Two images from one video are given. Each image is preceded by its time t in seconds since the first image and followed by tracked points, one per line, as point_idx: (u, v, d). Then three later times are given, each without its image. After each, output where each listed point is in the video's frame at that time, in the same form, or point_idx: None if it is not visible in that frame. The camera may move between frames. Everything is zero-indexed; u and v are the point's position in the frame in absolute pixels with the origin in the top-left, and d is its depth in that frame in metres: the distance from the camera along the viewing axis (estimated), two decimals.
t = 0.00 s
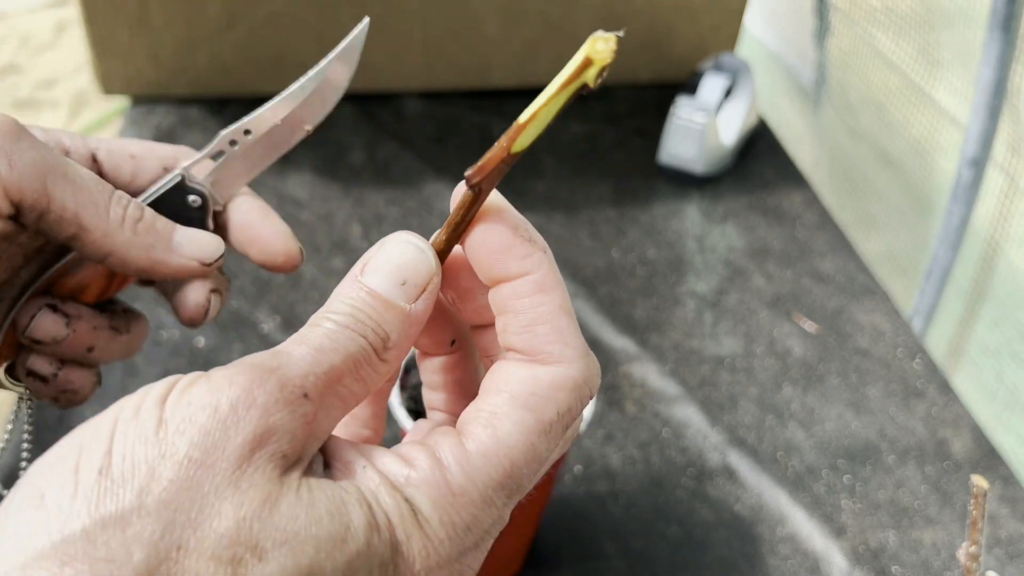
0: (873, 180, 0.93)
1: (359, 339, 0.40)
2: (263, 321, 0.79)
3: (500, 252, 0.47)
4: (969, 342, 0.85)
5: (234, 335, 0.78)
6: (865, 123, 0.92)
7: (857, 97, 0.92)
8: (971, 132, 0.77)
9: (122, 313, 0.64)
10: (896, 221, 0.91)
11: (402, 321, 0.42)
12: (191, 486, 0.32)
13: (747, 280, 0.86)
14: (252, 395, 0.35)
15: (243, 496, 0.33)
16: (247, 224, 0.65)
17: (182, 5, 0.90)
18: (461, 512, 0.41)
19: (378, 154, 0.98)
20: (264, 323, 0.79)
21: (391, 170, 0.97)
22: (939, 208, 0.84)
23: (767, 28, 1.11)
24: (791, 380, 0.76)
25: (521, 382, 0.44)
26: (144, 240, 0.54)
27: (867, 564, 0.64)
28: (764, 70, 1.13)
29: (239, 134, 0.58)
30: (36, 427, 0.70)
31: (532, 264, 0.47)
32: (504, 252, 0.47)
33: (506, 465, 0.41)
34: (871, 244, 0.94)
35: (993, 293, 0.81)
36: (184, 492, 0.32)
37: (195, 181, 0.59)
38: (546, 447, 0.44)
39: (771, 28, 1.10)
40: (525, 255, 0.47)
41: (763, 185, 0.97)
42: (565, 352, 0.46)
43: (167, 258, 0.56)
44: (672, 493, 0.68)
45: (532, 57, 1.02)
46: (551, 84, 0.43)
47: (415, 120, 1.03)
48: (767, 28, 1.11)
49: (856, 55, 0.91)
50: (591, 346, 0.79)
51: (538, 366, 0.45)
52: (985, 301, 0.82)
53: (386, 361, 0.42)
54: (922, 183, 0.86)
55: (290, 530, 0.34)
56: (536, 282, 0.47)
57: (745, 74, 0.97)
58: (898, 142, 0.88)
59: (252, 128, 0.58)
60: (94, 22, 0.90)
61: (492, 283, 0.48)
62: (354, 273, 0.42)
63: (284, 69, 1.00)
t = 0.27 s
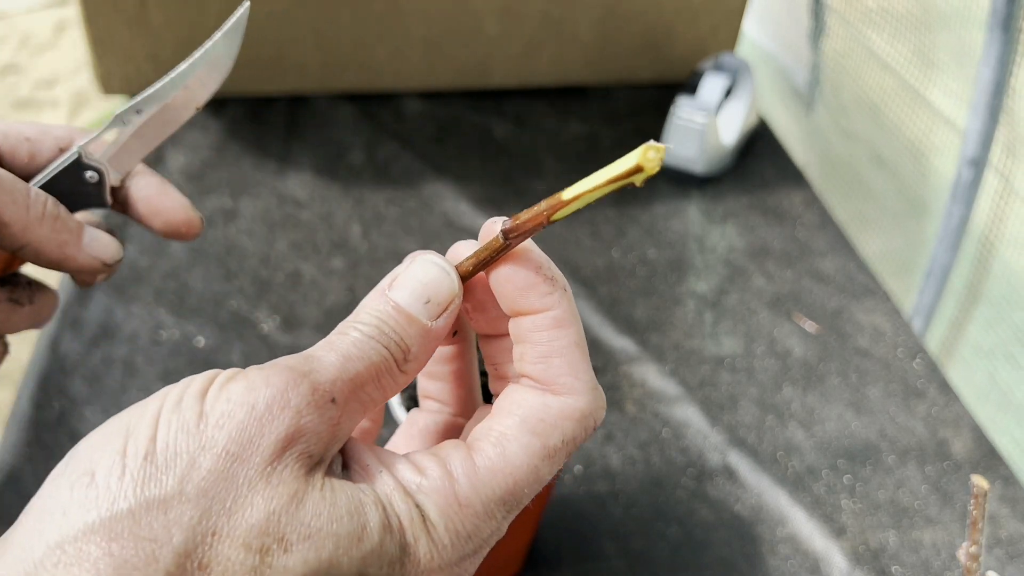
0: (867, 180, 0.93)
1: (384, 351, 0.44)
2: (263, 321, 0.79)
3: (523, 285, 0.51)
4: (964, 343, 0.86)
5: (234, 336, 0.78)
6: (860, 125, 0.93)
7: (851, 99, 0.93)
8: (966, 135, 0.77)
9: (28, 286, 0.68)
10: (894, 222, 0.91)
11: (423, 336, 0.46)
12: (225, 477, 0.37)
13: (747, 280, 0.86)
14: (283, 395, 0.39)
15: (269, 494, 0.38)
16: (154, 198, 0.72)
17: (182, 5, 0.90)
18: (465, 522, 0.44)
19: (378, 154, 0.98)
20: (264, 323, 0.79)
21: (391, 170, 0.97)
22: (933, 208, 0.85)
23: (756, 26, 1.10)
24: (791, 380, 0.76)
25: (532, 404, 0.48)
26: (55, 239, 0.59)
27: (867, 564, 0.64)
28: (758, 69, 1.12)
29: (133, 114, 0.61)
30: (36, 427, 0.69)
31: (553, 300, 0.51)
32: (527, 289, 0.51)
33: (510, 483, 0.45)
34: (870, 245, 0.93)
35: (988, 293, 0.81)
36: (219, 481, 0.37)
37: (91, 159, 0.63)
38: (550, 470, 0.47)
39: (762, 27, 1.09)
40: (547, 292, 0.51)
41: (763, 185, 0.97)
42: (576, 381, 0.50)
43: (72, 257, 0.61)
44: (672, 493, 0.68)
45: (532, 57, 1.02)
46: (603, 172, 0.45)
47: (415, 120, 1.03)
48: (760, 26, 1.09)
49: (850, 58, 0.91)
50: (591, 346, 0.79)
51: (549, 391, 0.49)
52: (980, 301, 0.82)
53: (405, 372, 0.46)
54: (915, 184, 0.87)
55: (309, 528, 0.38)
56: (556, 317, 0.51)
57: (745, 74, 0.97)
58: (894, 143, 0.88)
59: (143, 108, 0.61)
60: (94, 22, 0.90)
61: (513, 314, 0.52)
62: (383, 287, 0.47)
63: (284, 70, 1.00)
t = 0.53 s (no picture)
0: (868, 180, 0.93)
1: (397, 373, 0.46)
2: (263, 321, 0.79)
3: (543, 314, 0.53)
4: (969, 344, 0.85)
5: (234, 335, 0.78)
6: (861, 125, 0.93)
7: (851, 99, 0.93)
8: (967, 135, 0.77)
9: (19, 279, 0.68)
10: (896, 222, 0.91)
11: (434, 357, 0.48)
12: (234, 498, 0.38)
13: (747, 280, 0.86)
14: (296, 416, 0.40)
15: (279, 517, 0.39)
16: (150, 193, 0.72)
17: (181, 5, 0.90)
18: (472, 551, 0.46)
19: (378, 154, 0.98)
20: (264, 323, 0.79)
21: (391, 170, 0.97)
22: (938, 208, 0.85)
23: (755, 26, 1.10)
24: (791, 380, 0.76)
25: (544, 434, 0.50)
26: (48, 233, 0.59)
27: (866, 564, 0.64)
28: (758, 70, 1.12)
29: (127, 106, 0.61)
30: (36, 427, 0.69)
31: (571, 331, 0.53)
32: (546, 319, 0.53)
33: (520, 515, 0.47)
34: (871, 244, 0.93)
35: (989, 293, 0.81)
36: (229, 502, 0.38)
37: (83, 153, 0.63)
38: (560, 502, 0.49)
39: (761, 27, 1.09)
40: (567, 323, 0.53)
41: (763, 185, 0.97)
42: (591, 414, 0.51)
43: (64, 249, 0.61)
44: (672, 493, 0.68)
45: (532, 56, 1.02)
46: (639, 224, 0.45)
47: (415, 120, 1.03)
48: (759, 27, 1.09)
49: (850, 59, 0.91)
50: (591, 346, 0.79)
51: (562, 420, 0.51)
52: (982, 302, 0.82)
53: (416, 394, 0.47)
54: (918, 185, 0.87)
55: (318, 552, 0.39)
56: (575, 347, 0.53)
57: (745, 74, 0.97)
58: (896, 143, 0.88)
59: (138, 101, 0.61)
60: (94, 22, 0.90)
61: (532, 341, 0.54)
62: (399, 307, 0.49)
63: (284, 69, 1.00)
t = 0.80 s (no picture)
0: (866, 181, 0.93)
1: (376, 398, 0.46)
2: (263, 321, 0.79)
3: (524, 342, 0.53)
4: (966, 343, 0.85)
5: (234, 336, 0.78)
6: (860, 125, 0.92)
7: (851, 98, 0.93)
8: (966, 136, 0.77)
9: (32, 272, 0.68)
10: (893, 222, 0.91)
11: (412, 382, 0.49)
12: (209, 519, 0.39)
13: (747, 280, 0.86)
14: (273, 439, 0.41)
15: (255, 538, 0.39)
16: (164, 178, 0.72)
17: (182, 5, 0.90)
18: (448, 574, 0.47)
19: (378, 154, 0.98)
20: (264, 323, 0.79)
21: (391, 170, 0.96)
22: (935, 210, 0.85)
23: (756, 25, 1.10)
24: (791, 380, 0.76)
25: (523, 458, 0.51)
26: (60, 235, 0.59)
27: (866, 564, 0.64)
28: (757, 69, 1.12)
29: (139, 97, 0.61)
30: (36, 428, 0.69)
31: (552, 358, 0.53)
32: (524, 347, 0.53)
33: (496, 539, 0.48)
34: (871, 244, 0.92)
35: (986, 294, 0.81)
36: (205, 524, 0.39)
37: (94, 145, 0.63)
38: (536, 527, 0.50)
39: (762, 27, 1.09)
40: (547, 350, 0.53)
41: (763, 185, 0.97)
42: (571, 440, 0.52)
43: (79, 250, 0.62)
44: (672, 493, 0.68)
45: (532, 56, 1.02)
46: (615, 265, 0.45)
47: (414, 120, 1.03)
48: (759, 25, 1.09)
49: (848, 58, 0.91)
50: (591, 346, 0.79)
51: (542, 447, 0.51)
52: (978, 302, 0.82)
53: (393, 417, 0.48)
54: (915, 187, 0.87)
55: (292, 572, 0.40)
56: (554, 374, 0.53)
57: (745, 74, 0.97)
58: (891, 144, 0.89)
59: (150, 91, 0.61)
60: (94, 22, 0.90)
61: (512, 367, 0.54)
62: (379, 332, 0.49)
63: (284, 69, 1.00)
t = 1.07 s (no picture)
0: (849, 183, 0.96)
1: (333, 377, 0.40)
2: (263, 321, 0.79)
3: (469, 305, 0.45)
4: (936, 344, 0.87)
5: (234, 335, 0.77)
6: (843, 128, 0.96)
7: (838, 101, 0.95)
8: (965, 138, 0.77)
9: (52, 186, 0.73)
10: (886, 223, 0.92)
11: (378, 368, 0.42)
12: (153, 488, 0.34)
13: (747, 280, 0.86)
14: (220, 411, 0.36)
15: (201, 510, 0.34)
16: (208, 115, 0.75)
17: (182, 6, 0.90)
18: (412, 545, 0.39)
19: (378, 154, 0.98)
20: (264, 323, 0.79)
21: (391, 170, 0.96)
22: (921, 211, 0.86)
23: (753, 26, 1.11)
24: (791, 380, 0.76)
25: (481, 431, 0.41)
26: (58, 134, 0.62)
27: (867, 564, 0.64)
28: (756, 70, 1.12)
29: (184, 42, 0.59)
30: (36, 427, 0.69)
31: (501, 318, 0.44)
32: (473, 310, 0.44)
33: (459, 505, 0.40)
34: (869, 244, 0.94)
35: (968, 296, 0.83)
36: (149, 493, 0.34)
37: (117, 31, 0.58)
38: (505, 494, 0.41)
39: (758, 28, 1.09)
40: (495, 307, 0.45)
41: (763, 185, 0.97)
42: (528, 400, 0.43)
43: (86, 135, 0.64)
44: (672, 493, 0.68)
45: (532, 57, 1.02)
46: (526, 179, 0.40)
47: (414, 120, 1.03)
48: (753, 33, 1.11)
49: (838, 59, 0.93)
50: (591, 346, 0.79)
51: (501, 411, 0.43)
52: (958, 304, 0.84)
53: (359, 404, 0.42)
54: (899, 189, 0.88)
55: (243, 547, 0.34)
56: (503, 337, 0.44)
57: (745, 74, 0.97)
58: (880, 145, 0.90)
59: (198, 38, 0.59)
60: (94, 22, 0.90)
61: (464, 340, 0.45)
62: (337, 320, 0.44)
63: (284, 69, 1.00)
